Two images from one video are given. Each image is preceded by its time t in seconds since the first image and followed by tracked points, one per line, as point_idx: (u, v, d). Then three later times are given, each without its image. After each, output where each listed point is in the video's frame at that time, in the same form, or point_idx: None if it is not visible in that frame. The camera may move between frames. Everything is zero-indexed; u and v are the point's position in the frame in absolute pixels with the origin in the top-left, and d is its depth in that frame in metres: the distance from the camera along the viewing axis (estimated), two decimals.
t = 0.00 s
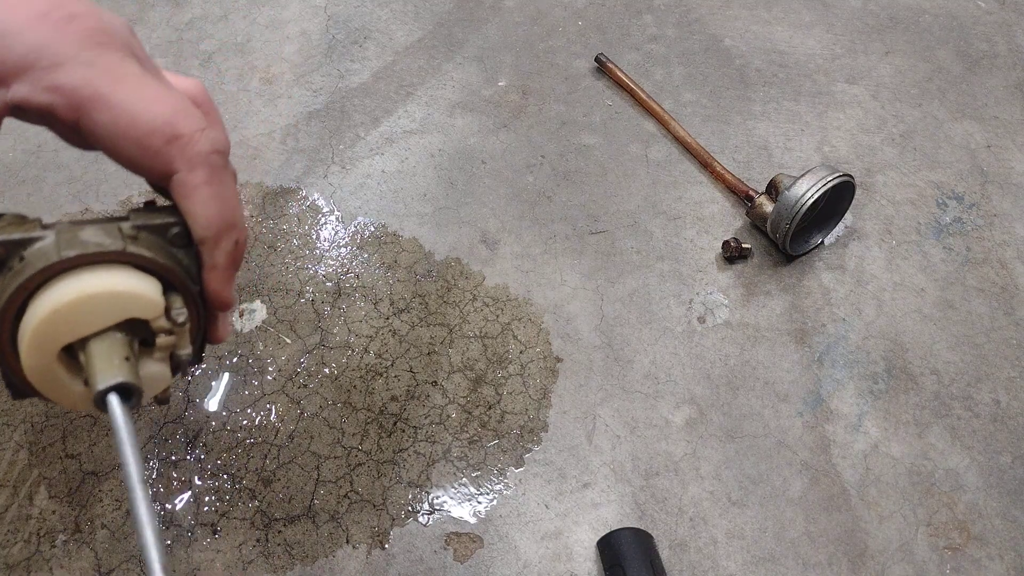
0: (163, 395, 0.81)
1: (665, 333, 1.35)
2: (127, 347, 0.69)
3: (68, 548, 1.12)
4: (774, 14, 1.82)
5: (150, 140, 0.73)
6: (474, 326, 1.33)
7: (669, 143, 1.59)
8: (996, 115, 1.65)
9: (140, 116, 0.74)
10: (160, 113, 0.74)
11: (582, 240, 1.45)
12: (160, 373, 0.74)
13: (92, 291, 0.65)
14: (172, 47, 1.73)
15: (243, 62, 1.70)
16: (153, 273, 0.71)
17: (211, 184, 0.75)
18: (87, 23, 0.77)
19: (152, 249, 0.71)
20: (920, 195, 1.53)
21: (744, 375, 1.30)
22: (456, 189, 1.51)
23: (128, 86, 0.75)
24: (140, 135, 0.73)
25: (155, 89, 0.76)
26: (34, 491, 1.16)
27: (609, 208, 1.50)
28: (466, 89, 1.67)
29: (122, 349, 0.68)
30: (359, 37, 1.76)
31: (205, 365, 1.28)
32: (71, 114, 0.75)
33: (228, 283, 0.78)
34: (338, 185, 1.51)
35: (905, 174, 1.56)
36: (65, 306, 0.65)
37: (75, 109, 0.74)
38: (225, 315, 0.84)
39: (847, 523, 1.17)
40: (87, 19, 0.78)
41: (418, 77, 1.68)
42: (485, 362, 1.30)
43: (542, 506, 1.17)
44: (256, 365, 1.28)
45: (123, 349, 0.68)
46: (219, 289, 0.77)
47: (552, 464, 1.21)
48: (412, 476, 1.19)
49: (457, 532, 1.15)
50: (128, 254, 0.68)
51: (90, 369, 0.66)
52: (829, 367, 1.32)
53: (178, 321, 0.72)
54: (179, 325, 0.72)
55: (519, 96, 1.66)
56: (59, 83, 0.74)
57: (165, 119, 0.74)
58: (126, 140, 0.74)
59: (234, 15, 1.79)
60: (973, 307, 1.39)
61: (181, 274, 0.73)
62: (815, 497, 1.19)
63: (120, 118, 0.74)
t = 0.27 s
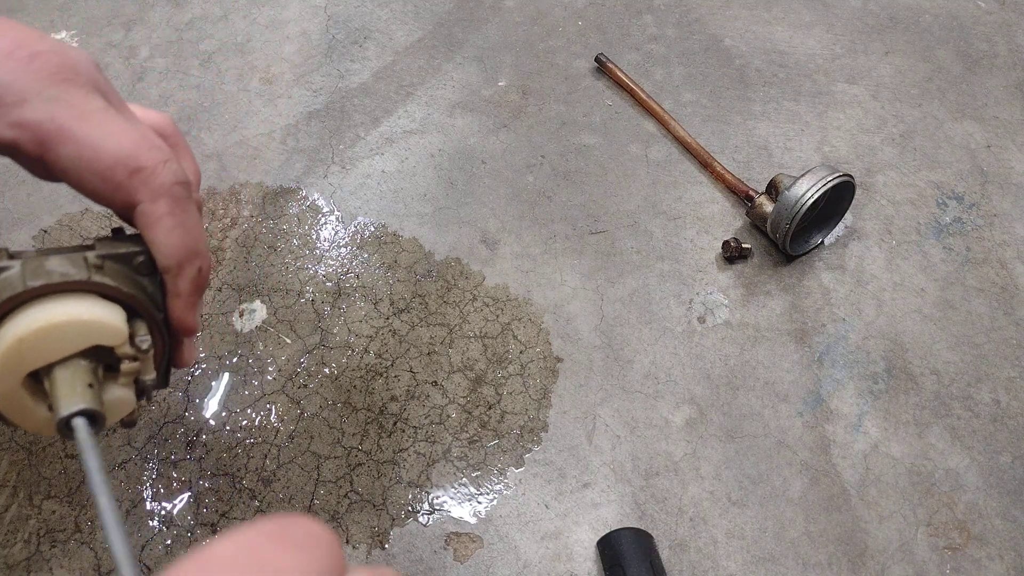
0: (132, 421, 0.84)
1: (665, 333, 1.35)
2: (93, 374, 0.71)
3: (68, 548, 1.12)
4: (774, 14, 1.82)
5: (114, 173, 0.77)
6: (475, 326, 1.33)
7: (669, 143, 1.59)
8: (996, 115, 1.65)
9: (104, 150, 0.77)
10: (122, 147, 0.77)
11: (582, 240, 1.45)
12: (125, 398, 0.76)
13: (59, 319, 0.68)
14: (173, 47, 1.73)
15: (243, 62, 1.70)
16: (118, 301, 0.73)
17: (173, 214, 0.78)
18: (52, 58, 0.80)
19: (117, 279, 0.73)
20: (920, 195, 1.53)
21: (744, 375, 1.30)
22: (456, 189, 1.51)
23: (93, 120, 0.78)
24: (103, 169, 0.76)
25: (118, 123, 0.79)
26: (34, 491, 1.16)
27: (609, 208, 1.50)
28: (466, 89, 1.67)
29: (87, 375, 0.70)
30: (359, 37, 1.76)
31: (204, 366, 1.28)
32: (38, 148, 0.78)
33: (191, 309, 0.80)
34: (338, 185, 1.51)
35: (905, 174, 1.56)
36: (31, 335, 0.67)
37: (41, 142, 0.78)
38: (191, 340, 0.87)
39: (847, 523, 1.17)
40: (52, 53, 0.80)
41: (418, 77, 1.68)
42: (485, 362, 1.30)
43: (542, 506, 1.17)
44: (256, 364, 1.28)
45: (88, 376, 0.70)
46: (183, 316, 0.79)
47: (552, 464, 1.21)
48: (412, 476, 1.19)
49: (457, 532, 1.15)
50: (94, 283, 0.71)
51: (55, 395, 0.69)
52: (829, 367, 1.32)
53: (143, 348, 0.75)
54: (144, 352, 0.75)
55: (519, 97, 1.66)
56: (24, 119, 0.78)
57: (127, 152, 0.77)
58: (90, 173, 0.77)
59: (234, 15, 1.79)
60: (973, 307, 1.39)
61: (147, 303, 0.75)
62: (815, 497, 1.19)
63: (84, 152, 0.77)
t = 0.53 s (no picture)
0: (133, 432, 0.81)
1: (665, 333, 1.35)
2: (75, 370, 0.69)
3: (68, 548, 1.12)
4: (774, 14, 1.82)
5: (98, 176, 0.79)
6: (475, 326, 1.33)
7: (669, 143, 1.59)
8: (996, 115, 1.65)
9: (87, 156, 0.80)
10: (105, 154, 0.80)
11: (582, 240, 1.45)
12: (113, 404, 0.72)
13: (38, 316, 0.67)
14: (173, 47, 1.73)
15: (243, 62, 1.70)
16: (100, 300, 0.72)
17: (157, 216, 0.79)
18: (38, 89, 0.86)
19: (99, 278, 0.72)
20: (920, 195, 1.53)
21: (744, 375, 1.30)
22: (456, 189, 1.51)
23: (76, 134, 0.82)
24: (88, 173, 0.79)
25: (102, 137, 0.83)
26: (34, 491, 1.16)
27: (609, 208, 1.50)
28: (466, 89, 1.67)
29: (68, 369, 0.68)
30: (359, 38, 1.76)
31: (204, 365, 1.28)
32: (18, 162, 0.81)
33: (176, 313, 0.78)
34: (338, 185, 1.51)
35: (905, 174, 1.56)
36: (10, 333, 0.66)
37: (22, 155, 0.80)
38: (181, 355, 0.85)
39: (847, 523, 1.17)
40: (38, 86, 0.86)
41: (418, 77, 1.68)
42: (485, 362, 1.30)
43: (542, 506, 1.18)
44: (256, 364, 1.28)
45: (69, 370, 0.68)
46: (166, 317, 0.77)
47: (552, 464, 1.21)
48: (411, 476, 1.19)
49: (457, 532, 1.15)
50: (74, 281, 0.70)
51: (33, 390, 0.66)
52: (829, 367, 1.32)
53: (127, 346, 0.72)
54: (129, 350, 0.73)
55: (519, 97, 1.66)
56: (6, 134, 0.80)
57: (110, 160, 0.80)
58: (73, 178, 0.79)
59: (234, 15, 1.79)
60: (973, 307, 1.39)
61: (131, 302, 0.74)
62: (815, 497, 1.19)
63: (67, 158, 0.80)
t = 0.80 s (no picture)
0: (73, 425, 0.62)
1: (665, 333, 1.35)
2: None
3: (68, 548, 1.12)
4: (774, 14, 1.82)
5: (27, 120, 0.73)
6: (475, 326, 1.33)
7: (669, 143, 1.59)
8: (995, 115, 1.65)
9: (18, 105, 0.75)
10: (37, 104, 0.75)
11: (582, 240, 1.45)
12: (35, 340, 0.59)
13: None
14: (173, 47, 1.73)
15: (243, 62, 1.70)
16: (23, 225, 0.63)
17: (93, 146, 0.72)
18: None
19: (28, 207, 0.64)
20: (920, 195, 1.53)
21: (744, 375, 1.30)
22: (456, 189, 1.51)
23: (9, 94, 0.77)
24: (17, 117, 0.73)
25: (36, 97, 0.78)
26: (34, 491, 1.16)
27: (609, 208, 1.50)
28: (466, 89, 1.67)
29: None
30: (359, 38, 1.76)
31: (204, 365, 1.28)
32: None
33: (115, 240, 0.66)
34: (338, 185, 1.51)
35: (905, 174, 1.56)
36: None
37: None
38: (137, 322, 0.70)
39: (847, 523, 1.17)
40: None
41: (418, 77, 1.68)
42: (485, 362, 1.30)
43: (542, 506, 1.17)
44: (256, 364, 1.28)
45: None
46: (97, 249, 0.63)
47: (552, 464, 1.21)
48: (412, 476, 1.19)
49: (457, 532, 1.15)
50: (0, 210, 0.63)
51: None
52: (829, 367, 1.32)
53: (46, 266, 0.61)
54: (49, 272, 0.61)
55: (519, 97, 1.66)
56: None
57: (41, 107, 0.75)
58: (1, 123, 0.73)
59: (234, 15, 1.79)
60: (972, 307, 1.39)
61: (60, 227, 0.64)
62: (815, 497, 1.19)
63: None
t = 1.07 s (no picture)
0: None
1: (665, 333, 1.35)
2: None
3: (68, 548, 1.12)
4: (774, 14, 1.82)
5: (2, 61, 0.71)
6: (474, 326, 1.33)
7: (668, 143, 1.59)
8: (995, 115, 1.65)
9: None
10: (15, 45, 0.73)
11: (582, 240, 1.45)
12: None
13: None
14: (172, 47, 1.73)
15: (243, 62, 1.70)
16: None
17: (58, 87, 0.70)
18: None
19: None
20: (920, 195, 1.53)
21: (744, 375, 1.30)
22: (455, 189, 1.51)
23: None
24: None
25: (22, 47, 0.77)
26: (34, 491, 1.16)
27: (609, 208, 1.50)
28: (466, 89, 1.67)
29: None
30: (359, 37, 1.75)
31: (204, 365, 1.28)
32: None
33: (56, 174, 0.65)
34: (338, 185, 1.51)
35: (905, 174, 1.56)
36: None
37: None
38: (87, 266, 0.69)
39: (847, 523, 1.17)
40: None
41: (417, 77, 1.68)
42: (485, 362, 1.30)
43: (542, 506, 1.17)
44: (256, 364, 1.28)
45: None
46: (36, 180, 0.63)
47: (552, 464, 1.21)
48: (411, 476, 1.19)
49: (457, 532, 1.15)
50: None
51: None
52: (829, 367, 1.32)
53: None
54: None
55: (519, 96, 1.66)
56: None
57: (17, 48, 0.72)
58: None
59: (234, 15, 1.79)
60: (972, 307, 1.39)
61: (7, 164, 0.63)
62: (814, 497, 1.19)
63: None
